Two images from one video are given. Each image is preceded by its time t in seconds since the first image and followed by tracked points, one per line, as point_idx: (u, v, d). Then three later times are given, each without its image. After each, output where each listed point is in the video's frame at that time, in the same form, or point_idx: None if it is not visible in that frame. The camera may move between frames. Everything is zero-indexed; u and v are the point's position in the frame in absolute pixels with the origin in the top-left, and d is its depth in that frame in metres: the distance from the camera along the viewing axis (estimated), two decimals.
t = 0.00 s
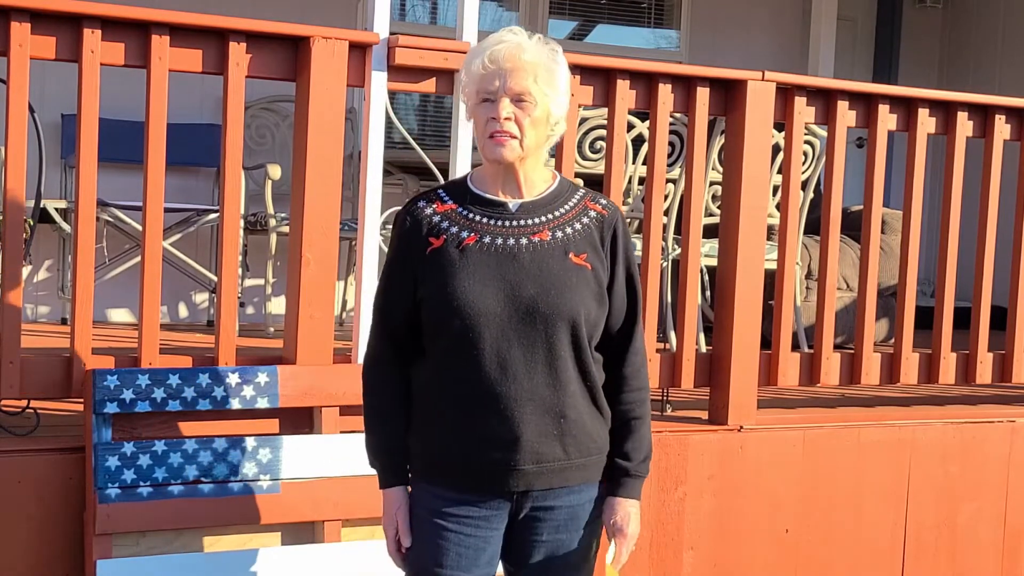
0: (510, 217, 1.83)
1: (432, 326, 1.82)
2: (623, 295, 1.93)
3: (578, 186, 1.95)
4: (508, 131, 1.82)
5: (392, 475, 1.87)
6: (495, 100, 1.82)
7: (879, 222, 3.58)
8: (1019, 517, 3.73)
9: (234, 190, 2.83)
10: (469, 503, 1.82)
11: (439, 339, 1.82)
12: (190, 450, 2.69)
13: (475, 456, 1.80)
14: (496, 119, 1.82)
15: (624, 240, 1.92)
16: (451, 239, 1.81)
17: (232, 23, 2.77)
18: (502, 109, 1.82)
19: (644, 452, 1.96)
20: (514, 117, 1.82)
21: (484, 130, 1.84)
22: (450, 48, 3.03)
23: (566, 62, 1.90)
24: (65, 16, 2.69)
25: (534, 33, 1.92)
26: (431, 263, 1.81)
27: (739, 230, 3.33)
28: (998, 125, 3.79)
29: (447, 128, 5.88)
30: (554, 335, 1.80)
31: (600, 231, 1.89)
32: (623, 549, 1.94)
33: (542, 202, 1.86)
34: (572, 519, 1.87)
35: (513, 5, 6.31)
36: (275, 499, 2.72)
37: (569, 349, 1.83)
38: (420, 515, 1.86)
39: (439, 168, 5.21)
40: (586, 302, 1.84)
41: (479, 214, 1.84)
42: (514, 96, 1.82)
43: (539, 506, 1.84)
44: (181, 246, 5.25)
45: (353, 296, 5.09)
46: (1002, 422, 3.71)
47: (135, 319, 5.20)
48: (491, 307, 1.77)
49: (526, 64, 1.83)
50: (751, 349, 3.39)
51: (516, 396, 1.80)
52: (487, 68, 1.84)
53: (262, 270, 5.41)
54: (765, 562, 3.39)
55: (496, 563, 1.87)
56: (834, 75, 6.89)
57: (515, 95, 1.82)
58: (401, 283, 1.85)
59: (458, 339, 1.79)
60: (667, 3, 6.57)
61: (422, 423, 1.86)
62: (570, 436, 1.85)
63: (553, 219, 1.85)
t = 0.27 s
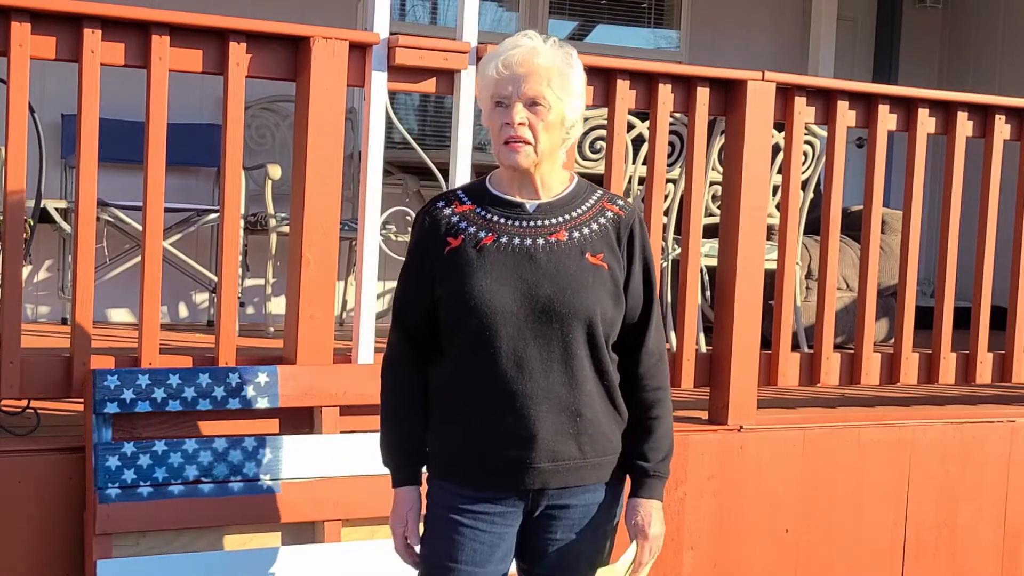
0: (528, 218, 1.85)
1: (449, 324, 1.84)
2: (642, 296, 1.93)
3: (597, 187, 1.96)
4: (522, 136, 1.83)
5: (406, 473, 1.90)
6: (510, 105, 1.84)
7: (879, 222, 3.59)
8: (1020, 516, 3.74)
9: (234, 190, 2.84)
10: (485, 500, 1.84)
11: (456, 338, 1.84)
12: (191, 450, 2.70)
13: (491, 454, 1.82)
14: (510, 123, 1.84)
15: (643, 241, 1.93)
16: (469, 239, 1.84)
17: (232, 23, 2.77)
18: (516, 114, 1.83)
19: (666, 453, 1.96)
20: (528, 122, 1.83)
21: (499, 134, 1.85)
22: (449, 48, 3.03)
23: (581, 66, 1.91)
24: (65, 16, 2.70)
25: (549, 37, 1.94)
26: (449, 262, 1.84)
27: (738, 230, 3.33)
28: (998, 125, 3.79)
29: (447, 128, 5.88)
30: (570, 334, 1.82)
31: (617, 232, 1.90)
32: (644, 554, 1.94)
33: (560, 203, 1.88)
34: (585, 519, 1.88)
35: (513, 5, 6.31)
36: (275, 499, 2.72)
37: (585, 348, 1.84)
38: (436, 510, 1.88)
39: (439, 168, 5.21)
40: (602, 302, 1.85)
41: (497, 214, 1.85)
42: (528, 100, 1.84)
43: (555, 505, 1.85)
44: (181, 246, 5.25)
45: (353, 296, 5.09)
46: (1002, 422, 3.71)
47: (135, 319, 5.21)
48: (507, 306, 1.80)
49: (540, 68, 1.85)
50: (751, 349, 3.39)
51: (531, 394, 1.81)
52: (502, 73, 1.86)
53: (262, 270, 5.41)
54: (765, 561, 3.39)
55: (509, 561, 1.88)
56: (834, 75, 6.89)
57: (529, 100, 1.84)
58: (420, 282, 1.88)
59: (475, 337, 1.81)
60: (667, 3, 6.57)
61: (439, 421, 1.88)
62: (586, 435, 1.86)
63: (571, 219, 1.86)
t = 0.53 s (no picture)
0: (542, 218, 1.88)
1: (463, 322, 1.88)
2: (654, 299, 1.96)
3: (613, 191, 1.99)
4: (537, 139, 1.87)
5: (417, 471, 1.94)
6: (525, 108, 1.88)
7: (879, 222, 3.59)
8: (1019, 517, 3.74)
9: (235, 190, 2.84)
10: (495, 497, 1.86)
11: (470, 336, 1.88)
12: (190, 450, 2.70)
13: (500, 450, 1.84)
14: (525, 126, 1.87)
15: (657, 245, 1.95)
16: (483, 238, 1.87)
17: (232, 23, 2.77)
18: (531, 117, 1.87)
19: (680, 459, 1.96)
20: (542, 125, 1.87)
21: (513, 137, 1.89)
22: (450, 48, 3.03)
23: (596, 69, 1.94)
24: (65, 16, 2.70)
25: (565, 40, 1.97)
26: (463, 261, 1.88)
27: (738, 230, 3.33)
28: (998, 125, 3.80)
29: (447, 128, 5.88)
30: (581, 334, 1.85)
31: (631, 235, 1.92)
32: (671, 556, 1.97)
33: (574, 204, 1.90)
34: (594, 516, 1.90)
35: (513, 5, 6.31)
36: (275, 499, 2.72)
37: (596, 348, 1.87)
38: (446, 507, 1.91)
39: (439, 168, 5.21)
40: (614, 303, 1.87)
41: (512, 214, 1.89)
42: (543, 104, 1.87)
43: (564, 503, 1.88)
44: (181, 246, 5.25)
45: (353, 296, 5.09)
46: (1002, 422, 3.71)
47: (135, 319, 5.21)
48: (519, 304, 1.83)
49: (555, 72, 1.88)
50: (751, 349, 3.39)
51: (542, 392, 1.84)
52: (517, 76, 1.89)
53: (262, 270, 5.41)
54: (765, 561, 3.39)
55: (519, 558, 1.90)
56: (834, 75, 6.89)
57: (543, 103, 1.87)
58: (435, 280, 1.92)
59: (487, 335, 1.85)
60: (667, 3, 6.57)
61: (451, 417, 1.91)
62: (596, 434, 1.88)
63: (585, 221, 1.89)
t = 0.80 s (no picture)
0: (551, 219, 1.88)
1: (471, 321, 1.89)
2: (663, 300, 1.95)
3: (623, 193, 1.99)
4: (550, 143, 1.87)
5: (423, 469, 1.95)
6: (538, 112, 1.88)
7: (879, 222, 3.59)
8: (1019, 517, 3.74)
9: (234, 190, 2.84)
10: (501, 496, 1.86)
11: (478, 334, 1.88)
12: (190, 450, 2.70)
13: (506, 449, 1.85)
14: (538, 131, 1.88)
15: (666, 247, 1.95)
16: (493, 237, 1.88)
17: (232, 23, 2.77)
18: (544, 122, 1.87)
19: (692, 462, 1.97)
20: (555, 129, 1.88)
21: (527, 141, 1.89)
22: (450, 48, 3.03)
23: (607, 71, 1.94)
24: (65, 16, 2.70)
25: (574, 42, 1.96)
26: (472, 260, 1.88)
27: (738, 230, 3.33)
28: (998, 125, 3.79)
29: (447, 128, 5.88)
30: (589, 334, 1.85)
31: (641, 237, 1.92)
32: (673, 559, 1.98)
33: (584, 206, 1.90)
34: (599, 517, 1.89)
35: (513, 5, 6.31)
36: (275, 499, 2.72)
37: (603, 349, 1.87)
38: (453, 505, 1.91)
39: (439, 168, 5.21)
40: (622, 304, 1.87)
41: (522, 214, 1.89)
42: (555, 108, 1.88)
43: (570, 504, 1.88)
44: (181, 246, 5.25)
45: (353, 296, 5.09)
46: (1002, 422, 3.71)
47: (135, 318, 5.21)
48: (527, 303, 1.83)
49: (568, 76, 1.88)
50: (751, 349, 3.39)
51: (548, 392, 1.84)
52: (529, 80, 1.89)
53: (262, 270, 5.41)
54: (765, 561, 3.39)
55: (525, 558, 1.90)
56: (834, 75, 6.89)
57: (556, 108, 1.88)
58: (444, 278, 1.93)
59: (495, 334, 1.85)
60: (667, 3, 6.57)
61: (457, 415, 1.92)
62: (601, 435, 1.88)
63: (594, 222, 1.89)
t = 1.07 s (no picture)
0: (561, 218, 1.88)
1: (480, 319, 1.89)
2: (672, 300, 1.96)
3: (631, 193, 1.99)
4: (588, 144, 1.88)
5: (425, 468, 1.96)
6: (571, 114, 1.87)
7: (879, 222, 3.59)
8: (1019, 517, 3.74)
9: (234, 190, 2.84)
10: (507, 497, 1.87)
11: (486, 333, 1.88)
12: (190, 450, 2.70)
13: (514, 448, 1.85)
14: (575, 132, 1.87)
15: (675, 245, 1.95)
16: (503, 236, 1.88)
17: (232, 23, 2.77)
18: (581, 123, 1.87)
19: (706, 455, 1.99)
20: (592, 130, 1.88)
21: (560, 144, 1.88)
22: (450, 48, 3.03)
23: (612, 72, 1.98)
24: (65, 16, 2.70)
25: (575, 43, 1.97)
26: (482, 258, 1.88)
27: (738, 230, 3.33)
28: (998, 125, 3.79)
29: (447, 128, 5.88)
30: (598, 333, 1.85)
31: (649, 235, 1.93)
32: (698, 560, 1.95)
33: (592, 205, 1.91)
34: (604, 520, 1.89)
35: (513, 5, 6.31)
36: (275, 499, 2.72)
37: (612, 349, 1.88)
38: (460, 506, 1.92)
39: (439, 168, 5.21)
40: (631, 303, 1.88)
41: (532, 214, 1.89)
42: (587, 109, 1.88)
43: (576, 504, 1.88)
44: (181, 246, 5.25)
45: (353, 296, 5.09)
46: (1002, 422, 3.71)
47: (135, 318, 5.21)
48: (537, 302, 1.84)
49: (595, 76, 1.89)
50: (751, 349, 3.39)
51: (557, 391, 1.85)
52: (558, 82, 1.88)
53: (262, 269, 5.41)
54: (764, 562, 3.39)
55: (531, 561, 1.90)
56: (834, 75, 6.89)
57: (588, 108, 1.88)
58: (452, 276, 1.93)
59: (505, 332, 1.85)
60: (667, 3, 6.57)
61: (464, 414, 1.92)
62: (609, 434, 1.89)
63: (604, 221, 1.89)
